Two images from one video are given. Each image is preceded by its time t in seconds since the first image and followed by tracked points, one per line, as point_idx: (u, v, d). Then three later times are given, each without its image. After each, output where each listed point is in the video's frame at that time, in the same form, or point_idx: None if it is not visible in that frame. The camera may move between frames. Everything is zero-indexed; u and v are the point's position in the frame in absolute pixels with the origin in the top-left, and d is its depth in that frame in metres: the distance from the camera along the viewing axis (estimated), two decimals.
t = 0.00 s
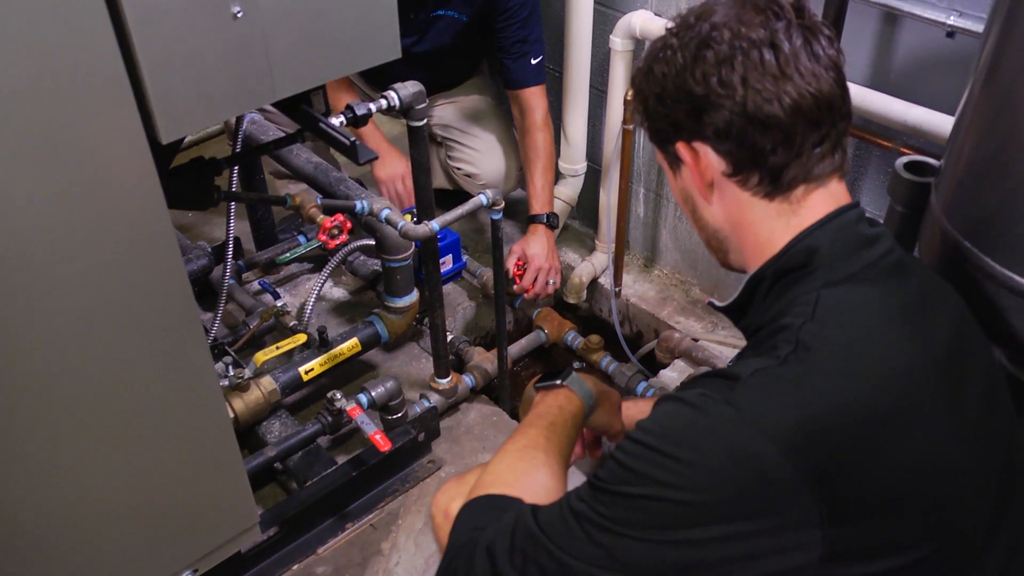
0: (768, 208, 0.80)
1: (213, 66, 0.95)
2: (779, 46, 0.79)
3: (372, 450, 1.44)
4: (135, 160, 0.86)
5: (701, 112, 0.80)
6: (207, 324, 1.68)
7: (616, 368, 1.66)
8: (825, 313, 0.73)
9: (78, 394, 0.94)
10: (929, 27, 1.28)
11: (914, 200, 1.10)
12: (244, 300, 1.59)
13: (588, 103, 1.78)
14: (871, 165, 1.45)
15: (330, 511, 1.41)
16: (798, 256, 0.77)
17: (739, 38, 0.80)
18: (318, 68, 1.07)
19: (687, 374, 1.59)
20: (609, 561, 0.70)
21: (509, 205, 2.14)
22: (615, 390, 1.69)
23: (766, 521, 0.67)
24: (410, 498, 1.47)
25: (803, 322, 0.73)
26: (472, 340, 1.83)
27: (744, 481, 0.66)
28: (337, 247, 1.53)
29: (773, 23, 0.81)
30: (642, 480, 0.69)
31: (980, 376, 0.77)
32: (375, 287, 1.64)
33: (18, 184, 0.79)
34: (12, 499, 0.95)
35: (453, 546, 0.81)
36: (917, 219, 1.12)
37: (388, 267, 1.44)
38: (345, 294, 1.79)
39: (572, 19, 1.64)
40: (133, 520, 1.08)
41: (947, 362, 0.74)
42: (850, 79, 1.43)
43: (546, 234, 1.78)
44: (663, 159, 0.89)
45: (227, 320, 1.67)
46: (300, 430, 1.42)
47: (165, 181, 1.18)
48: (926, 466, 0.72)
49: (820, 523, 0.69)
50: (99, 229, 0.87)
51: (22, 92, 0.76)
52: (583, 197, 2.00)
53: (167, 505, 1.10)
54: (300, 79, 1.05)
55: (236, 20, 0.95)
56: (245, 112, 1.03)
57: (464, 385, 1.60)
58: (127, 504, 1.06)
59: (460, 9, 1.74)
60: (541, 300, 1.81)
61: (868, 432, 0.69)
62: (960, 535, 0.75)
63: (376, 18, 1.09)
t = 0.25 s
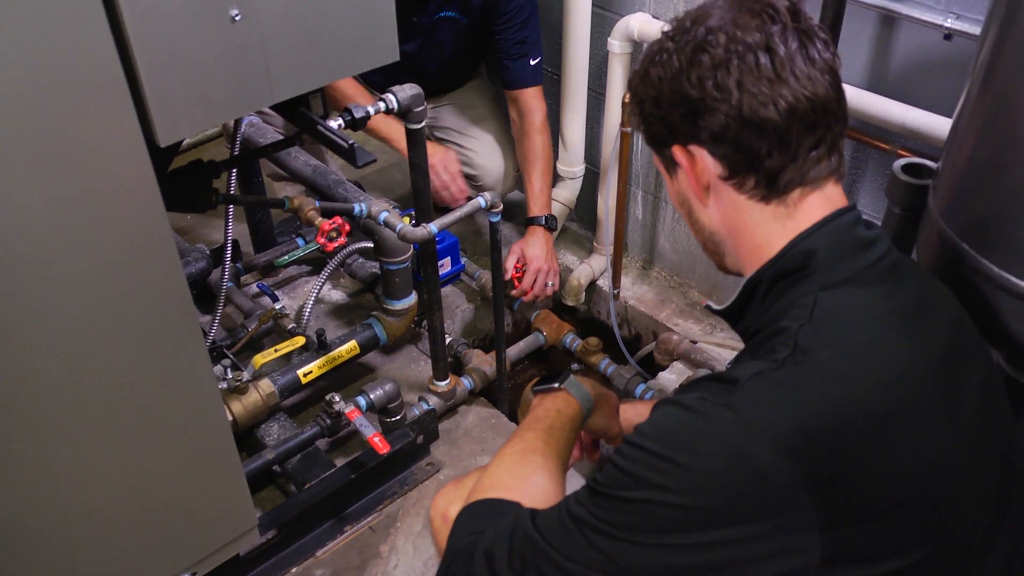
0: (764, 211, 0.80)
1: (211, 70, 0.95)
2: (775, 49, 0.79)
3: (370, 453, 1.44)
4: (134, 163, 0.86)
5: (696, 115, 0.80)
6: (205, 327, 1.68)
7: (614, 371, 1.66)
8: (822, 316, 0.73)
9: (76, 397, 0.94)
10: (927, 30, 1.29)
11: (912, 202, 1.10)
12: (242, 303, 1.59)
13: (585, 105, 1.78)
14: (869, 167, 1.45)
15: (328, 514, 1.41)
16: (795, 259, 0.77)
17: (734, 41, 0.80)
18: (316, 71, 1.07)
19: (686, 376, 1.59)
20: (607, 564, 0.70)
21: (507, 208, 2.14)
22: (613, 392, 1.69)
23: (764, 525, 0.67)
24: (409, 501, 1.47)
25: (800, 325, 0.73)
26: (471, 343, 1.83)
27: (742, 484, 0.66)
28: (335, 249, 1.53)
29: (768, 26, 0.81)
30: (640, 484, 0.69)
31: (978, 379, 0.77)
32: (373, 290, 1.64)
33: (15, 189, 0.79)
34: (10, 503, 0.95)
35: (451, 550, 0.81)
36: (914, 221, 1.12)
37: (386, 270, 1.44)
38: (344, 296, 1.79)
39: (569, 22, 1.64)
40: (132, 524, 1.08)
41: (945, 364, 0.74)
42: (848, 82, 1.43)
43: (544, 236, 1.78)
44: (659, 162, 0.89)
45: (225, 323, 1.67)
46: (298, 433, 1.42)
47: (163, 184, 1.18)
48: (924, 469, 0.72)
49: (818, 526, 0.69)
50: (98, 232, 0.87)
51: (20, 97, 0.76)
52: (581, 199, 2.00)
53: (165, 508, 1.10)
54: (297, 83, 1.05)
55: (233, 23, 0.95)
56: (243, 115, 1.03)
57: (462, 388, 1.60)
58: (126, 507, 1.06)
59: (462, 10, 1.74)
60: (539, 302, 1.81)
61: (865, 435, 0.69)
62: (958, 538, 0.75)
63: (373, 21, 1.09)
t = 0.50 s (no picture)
0: (763, 214, 0.80)
1: (210, 71, 0.95)
2: (780, 53, 0.79)
3: (369, 454, 1.44)
4: (133, 164, 0.86)
5: (698, 117, 0.80)
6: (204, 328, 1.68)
7: (614, 371, 1.66)
8: (820, 317, 0.73)
9: (74, 398, 0.94)
10: (926, 31, 1.28)
11: (911, 203, 1.10)
12: (242, 304, 1.59)
13: (584, 106, 1.78)
14: (868, 167, 1.45)
15: (327, 514, 1.41)
16: (793, 261, 0.77)
17: (738, 43, 0.80)
18: (314, 72, 1.07)
19: (685, 377, 1.59)
20: (604, 565, 0.70)
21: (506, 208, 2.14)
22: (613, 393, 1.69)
23: (762, 526, 0.67)
24: (408, 502, 1.47)
25: (798, 326, 0.73)
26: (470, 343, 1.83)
27: (740, 486, 0.66)
28: (335, 250, 1.54)
29: (773, 27, 0.80)
30: (638, 485, 0.69)
31: (976, 379, 0.77)
32: (372, 290, 1.64)
33: (14, 190, 0.79)
34: (8, 504, 0.95)
35: (449, 551, 0.81)
36: (913, 222, 1.12)
37: (385, 271, 1.44)
38: (343, 297, 1.79)
39: (569, 23, 1.64)
40: (131, 525, 1.08)
41: (943, 365, 0.75)
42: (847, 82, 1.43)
43: (544, 237, 1.77)
44: (658, 160, 0.89)
45: (225, 323, 1.67)
46: (297, 434, 1.42)
47: (162, 185, 1.18)
48: (922, 470, 0.72)
49: (816, 528, 0.69)
50: (96, 233, 0.87)
51: (19, 98, 0.76)
52: (580, 200, 2.00)
53: (164, 509, 1.10)
54: (296, 83, 1.05)
55: (232, 24, 0.95)
56: (241, 116, 1.03)
57: (462, 388, 1.60)
58: (125, 507, 1.06)
59: (468, 13, 1.74)
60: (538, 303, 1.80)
61: (863, 436, 0.69)
62: (957, 538, 0.75)
63: (372, 22, 1.09)
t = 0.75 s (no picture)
0: (761, 216, 0.80)
1: (208, 71, 0.95)
2: (779, 56, 0.79)
3: (368, 455, 1.44)
4: (131, 165, 0.86)
5: (697, 119, 0.80)
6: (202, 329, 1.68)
7: (613, 372, 1.66)
8: (819, 318, 0.73)
9: (73, 399, 0.94)
10: (924, 31, 1.29)
11: (909, 203, 1.10)
12: (240, 305, 1.59)
13: (583, 106, 1.78)
14: (866, 168, 1.45)
15: (326, 515, 1.41)
16: (791, 261, 0.77)
17: (738, 46, 0.80)
18: (313, 72, 1.07)
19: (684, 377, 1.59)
20: (603, 566, 0.70)
21: (505, 209, 2.14)
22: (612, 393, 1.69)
23: (761, 527, 0.67)
24: (407, 502, 1.47)
25: (797, 327, 0.73)
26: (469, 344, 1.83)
27: (739, 487, 0.66)
28: (334, 251, 1.54)
29: (773, 31, 0.80)
30: (637, 486, 0.69)
31: (976, 379, 0.78)
32: (371, 291, 1.64)
33: (12, 190, 0.79)
34: (7, 505, 0.95)
35: (448, 552, 0.81)
36: (911, 222, 1.12)
37: (384, 271, 1.44)
38: (342, 298, 1.79)
39: (568, 23, 1.64)
40: (129, 526, 1.08)
41: (943, 365, 0.75)
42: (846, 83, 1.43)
43: (543, 237, 1.77)
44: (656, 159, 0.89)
45: (223, 324, 1.67)
46: (296, 435, 1.42)
47: (160, 186, 1.18)
48: (921, 471, 0.72)
49: (815, 528, 0.69)
50: (94, 234, 0.87)
51: (17, 99, 0.76)
52: (579, 201, 2.00)
53: (163, 511, 1.10)
54: (294, 84, 1.05)
55: (231, 25, 0.95)
56: (240, 117, 1.02)
57: (461, 389, 1.60)
58: (124, 509, 1.06)
59: (469, 12, 1.74)
60: (537, 303, 1.80)
61: (864, 437, 0.69)
62: (956, 539, 0.75)
63: (371, 22, 1.09)
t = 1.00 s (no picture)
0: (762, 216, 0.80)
1: (207, 72, 0.95)
2: (779, 56, 0.79)
3: (368, 456, 1.44)
4: (131, 166, 0.86)
5: (697, 119, 0.80)
6: (201, 330, 1.68)
7: (612, 372, 1.66)
8: (818, 320, 0.73)
9: (72, 401, 0.94)
10: (923, 31, 1.29)
11: (909, 203, 1.10)
12: (239, 306, 1.58)
13: (582, 107, 1.78)
14: (866, 168, 1.45)
15: (325, 516, 1.41)
16: (792, 262, 0.77)
17: (738, 46, 0.80)
18: (312, 73, 1.07)
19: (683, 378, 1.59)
20: (603, 569, 0.70)
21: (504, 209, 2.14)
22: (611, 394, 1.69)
23: (761, 529, 0.67)
24: (406, 503, 1.47)
25: (796, 329, 0.73)
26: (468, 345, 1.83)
27: (739, 489, 0.66)
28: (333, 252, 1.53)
29: (773, 30, 0.80)
30: (637, 489, 0.69)
31: (976, 381, 0.78)
32: (370, 292, 1.64)
33: (11, 192, 0.79)
34: (6, 506, 0.95)
35: (448, 553, 0.81)
36: (911, 222, 1.12)
37: (383, 272, 1.44)
38: (341, 298, 1.79)
39: (567, 23, 1.64)
40: (129, 527, 1.08)
41: (943, 366, 0.75)
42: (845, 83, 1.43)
43: (542, 238, 1.77)
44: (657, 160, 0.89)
45: (222, 325, 1.67)
46: (295, 436, 1.42)
47: (159, 187, 1.18)
48: (921, 472, 0.72)
49: (815, 530, 0.69)
50: (94, 236, 0.87)
51: (15, 100, 0.76)
52: (578, 201, 2.00)
53: (162, 512, 1.10)
54: (294, 85, 1.05)
55: (230, 26, 0.95)
56: (239, 118, 1.02)
57: (460, 390, 1.60)
58: (123, 511, 1.06)
59: (468, 11, 1.74)
60: (537, 304, 1.80)
61: (864, 439, 0.70)
62: (956, 540, 0.75)
63: (370, 23, 1.09)
